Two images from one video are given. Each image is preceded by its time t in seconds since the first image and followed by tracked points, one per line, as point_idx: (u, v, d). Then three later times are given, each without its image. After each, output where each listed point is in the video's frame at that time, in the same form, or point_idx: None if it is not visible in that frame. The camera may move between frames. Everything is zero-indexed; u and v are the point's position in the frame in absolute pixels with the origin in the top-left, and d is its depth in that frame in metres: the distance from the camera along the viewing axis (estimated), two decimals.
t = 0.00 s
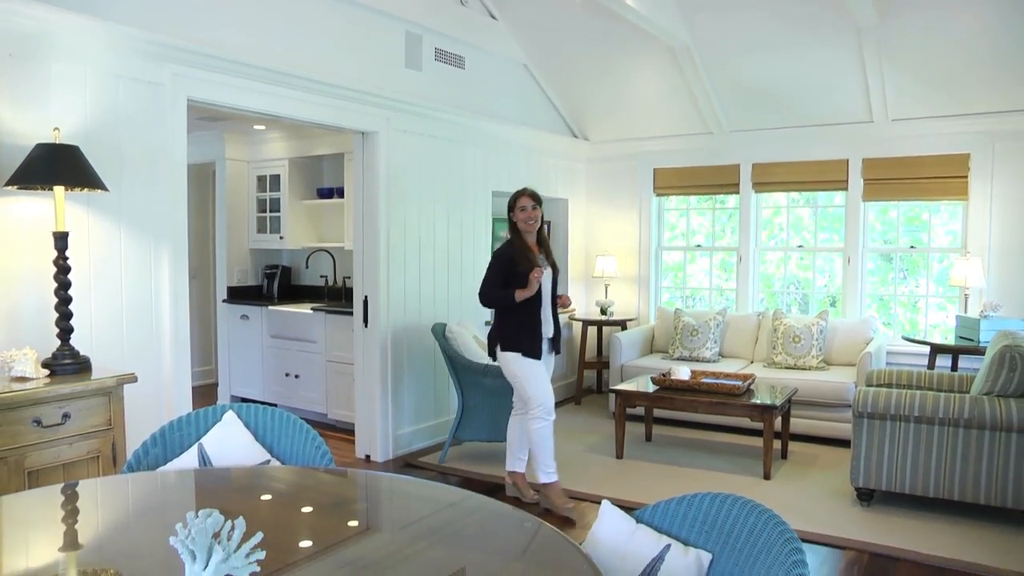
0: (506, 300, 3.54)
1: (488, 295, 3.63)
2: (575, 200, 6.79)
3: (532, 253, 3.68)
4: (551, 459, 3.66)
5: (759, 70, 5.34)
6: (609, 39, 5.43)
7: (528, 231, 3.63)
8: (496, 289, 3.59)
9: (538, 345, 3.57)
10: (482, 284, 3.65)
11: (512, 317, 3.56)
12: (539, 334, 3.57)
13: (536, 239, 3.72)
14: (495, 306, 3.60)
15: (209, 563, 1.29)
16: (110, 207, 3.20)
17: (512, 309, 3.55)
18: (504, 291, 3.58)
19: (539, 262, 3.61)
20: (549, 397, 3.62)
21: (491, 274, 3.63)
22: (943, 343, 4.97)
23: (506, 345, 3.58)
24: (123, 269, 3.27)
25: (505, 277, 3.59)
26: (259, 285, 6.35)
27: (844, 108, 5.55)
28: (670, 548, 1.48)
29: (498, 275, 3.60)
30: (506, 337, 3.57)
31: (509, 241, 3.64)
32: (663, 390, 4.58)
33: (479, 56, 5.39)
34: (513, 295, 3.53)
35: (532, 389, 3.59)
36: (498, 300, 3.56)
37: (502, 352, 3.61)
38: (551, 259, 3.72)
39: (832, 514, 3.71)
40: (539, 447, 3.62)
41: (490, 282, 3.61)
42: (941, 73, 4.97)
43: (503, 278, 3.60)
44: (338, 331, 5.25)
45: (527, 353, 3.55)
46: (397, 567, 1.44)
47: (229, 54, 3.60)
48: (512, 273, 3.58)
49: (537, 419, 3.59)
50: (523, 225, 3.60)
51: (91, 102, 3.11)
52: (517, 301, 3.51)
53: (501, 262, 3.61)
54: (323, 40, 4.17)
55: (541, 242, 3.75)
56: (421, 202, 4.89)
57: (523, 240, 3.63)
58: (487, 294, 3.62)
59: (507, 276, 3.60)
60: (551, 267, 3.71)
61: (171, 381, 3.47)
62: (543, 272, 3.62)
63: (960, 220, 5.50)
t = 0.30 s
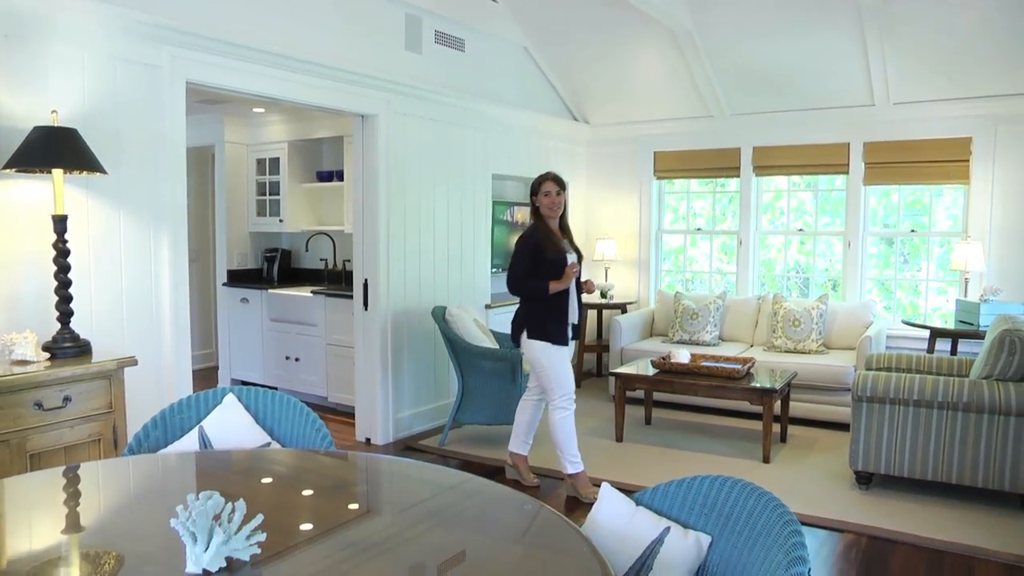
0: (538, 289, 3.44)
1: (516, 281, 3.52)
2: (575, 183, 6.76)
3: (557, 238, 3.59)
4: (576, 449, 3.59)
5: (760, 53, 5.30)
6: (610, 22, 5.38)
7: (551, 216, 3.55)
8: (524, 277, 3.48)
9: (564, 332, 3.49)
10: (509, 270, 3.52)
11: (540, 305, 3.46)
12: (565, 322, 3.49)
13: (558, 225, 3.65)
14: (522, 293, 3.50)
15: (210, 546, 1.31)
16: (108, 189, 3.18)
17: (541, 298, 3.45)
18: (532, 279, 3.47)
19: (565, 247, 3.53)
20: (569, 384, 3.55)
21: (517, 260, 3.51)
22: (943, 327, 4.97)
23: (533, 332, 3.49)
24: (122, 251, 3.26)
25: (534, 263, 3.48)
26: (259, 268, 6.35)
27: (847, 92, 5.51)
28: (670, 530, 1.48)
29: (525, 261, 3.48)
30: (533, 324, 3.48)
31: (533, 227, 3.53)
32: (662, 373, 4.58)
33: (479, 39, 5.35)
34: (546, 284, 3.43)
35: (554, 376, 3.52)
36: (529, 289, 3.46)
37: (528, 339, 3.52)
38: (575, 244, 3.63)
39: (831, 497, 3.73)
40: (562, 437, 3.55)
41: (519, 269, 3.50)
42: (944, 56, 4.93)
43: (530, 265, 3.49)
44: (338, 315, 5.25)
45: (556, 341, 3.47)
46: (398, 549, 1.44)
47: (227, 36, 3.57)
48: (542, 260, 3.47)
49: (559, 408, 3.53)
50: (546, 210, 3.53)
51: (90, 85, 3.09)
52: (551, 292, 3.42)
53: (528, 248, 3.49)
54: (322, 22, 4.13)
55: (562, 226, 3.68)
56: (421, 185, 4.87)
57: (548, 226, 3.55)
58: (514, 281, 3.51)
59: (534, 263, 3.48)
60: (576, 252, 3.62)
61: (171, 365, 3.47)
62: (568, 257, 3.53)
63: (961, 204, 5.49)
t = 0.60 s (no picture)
0: (561, 274, 3.38)
1: (538, 267, 3.46)
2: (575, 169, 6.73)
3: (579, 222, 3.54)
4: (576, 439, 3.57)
5: (762, 39, 5.27)
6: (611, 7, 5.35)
7: (574, 199, 3.49)
8: (545, 262, 3.42)
9: (584, 320, 3.39)
10: (532, 255, 3.45)
11: (561, 291, 3.40)
12: (585, 309, 3.40)
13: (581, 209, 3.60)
14: (543, 279, 3.44)
15: (210, 531, 1.32)
16: (107, 175, 3.17)
17: (563, 284, 3.39)
18: (553, 265, 3.41)
19: (588, 231, 3.49)
20: (585, 375, 3.46)
21: (538, 245, 3.46)
22: (943, 313, 4.97)
23: (554, 319, 3.41)
24: (122, 236, 3.26)
25: (556, 248, 3.43)
26: (259, 254, 6.34)
27: (849, 78, 5.48)
28: (670, 515, 1.49)
29: (546, 246, 3.44)
30: (553, 311, 3.42)
31: (555, 210, 3.49)
32: (662, 360, 4.59)
33: (479, 23, 5.31)
34: (568, 270, 3.38)
35: (568, 363, 3.44)
36: (552, 275, 3.39)
37: (547, 326, 3.46)
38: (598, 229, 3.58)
39: (830, 483, 3.74)
40: (564, 423, 3.54)
41: (541, 255, 3.43)
42: (946, 42, 4.90)
43: (552, 251, 3.44)
44: (338, 301, 5.26)
45: (576, 327, 3.38)
46: (399, 534, 1.45)
47: (226, 21, 3.55)
48: (563, 244, 3.43)
49: (567, 396, 3.47)
50: (569, 192, 3.46)
51: (88, 70, 3.08)
52: (574, 277, 3.37)
53: (549, 232, 3.45)
54: (320, 7, 4.10)
55: (585, 209, 3.62)
56: (421, 170, 4.86)
57: (571, 209, 3.49)
58: (535, 267, 3.45)
59: (555, 248, 3.44)
60: (599, 236, 3.57)
61: (172, 351, 3.48)
62: (591, 242, 3.48)
63: (963, 191, 5.48)
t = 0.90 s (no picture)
0: (569, 262, 3.37)
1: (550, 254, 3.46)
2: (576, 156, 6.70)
3: (595, 206, 3.50)
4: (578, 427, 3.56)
5: (764, 25, 5.24)
6: None
7: (591, 183, 3.45)
8: (556, 249, 3.42)
9: (592, 307, 3.36)
10: (543, 243, 3.47)
11: (570, 278, 3.39)
12: (594, 296, 3.36)
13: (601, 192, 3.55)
14: (554, 266, 3.45)
15: (211, 517, 1.33)
16: (106, 162, 3.16)
17: (572, 271, 3.38)
18: (565, 251, 3.40)
19: (601, 217, 3.45)
20: (587, 361, 3.44)
21: (549, 232, 3.46)
22: (943, 301, 4.97)
23: (562, 305, 3.43)
24: (122, 224, 3.25)
25: (566, 236, 3.43)
26: (258, 241, 6.33)
27: (851, 65, 5.46)
28: (669, 502, 1.50)
29: (556, 232, 3.43)
30: (563, 298, 3.42)
31: (571, 194, 3.47)
32: (662, 347, 4.60)
33: (479, 9, 5.28)
34: (578, 257, 3.36)
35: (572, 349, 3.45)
36: (560, 262, 3.39)
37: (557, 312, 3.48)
38: (617, 214, 3.53)
39: (829, 470, 3.76)
40: (566, 407, 3.56)
41: (551, 243, 3.43)
42: (948, 29, 4.88)
43: (563, 237, 3.43)
44: (338, 288, 5.26)
45: (580, 314, 3.37)
46: (399, 521, 1.45)
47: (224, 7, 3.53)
48: (573, 231, 3.42)
49: (569, 381, 3.49)
50: (587, 174, 3.42)
51: (86, 57, 3.06)
52: (583, 264, 3.35)
53: (560, 219, 3.45)
54: None
55: (605, 193, 3.56)
56: (420, 157, 4.84)
57: (586, 193, 3.46)
58: (546, 253, 3.46)
59: (565, 234, 3.43)
60: (616, 221, 3.52)
61: (172, 340, 3.48)
62: (603, 228, 3.44)
63: (964, 178, 5.46)
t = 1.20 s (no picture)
0: (590, 253, 3.38)
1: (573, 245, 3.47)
2: (575, 144, 6.68)
3: (618, 195, 3.48)
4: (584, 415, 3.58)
5: (766, 13, 5.21)
6: None
7: (614, 171, 3.42)
8: (579, 240, 3.43)
9: (615, 297, 3.35)
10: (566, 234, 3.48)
11: (593, 269, 3.39)
12: (616, 286, 3.35)
13: (624, 179, 3.52)
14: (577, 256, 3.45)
15: (212, 504, 1.33)
16: (105, 150, 3.15)
17: (594, 261, 3.38)
18: (587, 242, 3.40)
19: (623, 205, 3.43)
20: (605, 353, 3.43)
21: (572, 223, 3.47)
22: (943, 290, 4.97)
23: (585, 295, 3.42)
24: (122, 212, 3.24)
25: (588, 226, 3.43)
26: (258, 230, 6.32)
27: (853, 53, 5.43)
28: (669, 490, 1.50)
29: (579, 223, 3.44)
30: (586, 288, 3.42)
31: (593, 182, 3.46)
32: (661, 335, 4.60)
33: None
34: (600, 247, 3.36)
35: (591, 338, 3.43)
36: (582, 253, 3.40)
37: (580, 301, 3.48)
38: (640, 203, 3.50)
39: (828, 458, 3.77)
40: (578, 395, 3.56)
41: (574, 233, 3.44)
42: (951, 17, 4.85)
43: (585, 228, 3.43)
44: (338, 276, 5.25)
45: (602, 303, 3.36)
46: (399, 509, 1.46)
47: None
48: (594, 221, 3.42)
49: (584, 369, 3.49)
50: (609, 163, 3.40)
51: (84, 44, 3.04)
52: (605, 255, 3.35)
53: (582, 209, 3.45)
54: None
55: (629, 181, 3.53)
56: (420, 145, 4.83)
57: (608, 181, 3.44)
58: (570, 245, 3.47)
59: (587, 224, 3.44)
60: (639, 210, 3.49)
61: (171, 328, 3.48)
62: (624, 217, 3.43)
63: (965, 167, 5.45)
